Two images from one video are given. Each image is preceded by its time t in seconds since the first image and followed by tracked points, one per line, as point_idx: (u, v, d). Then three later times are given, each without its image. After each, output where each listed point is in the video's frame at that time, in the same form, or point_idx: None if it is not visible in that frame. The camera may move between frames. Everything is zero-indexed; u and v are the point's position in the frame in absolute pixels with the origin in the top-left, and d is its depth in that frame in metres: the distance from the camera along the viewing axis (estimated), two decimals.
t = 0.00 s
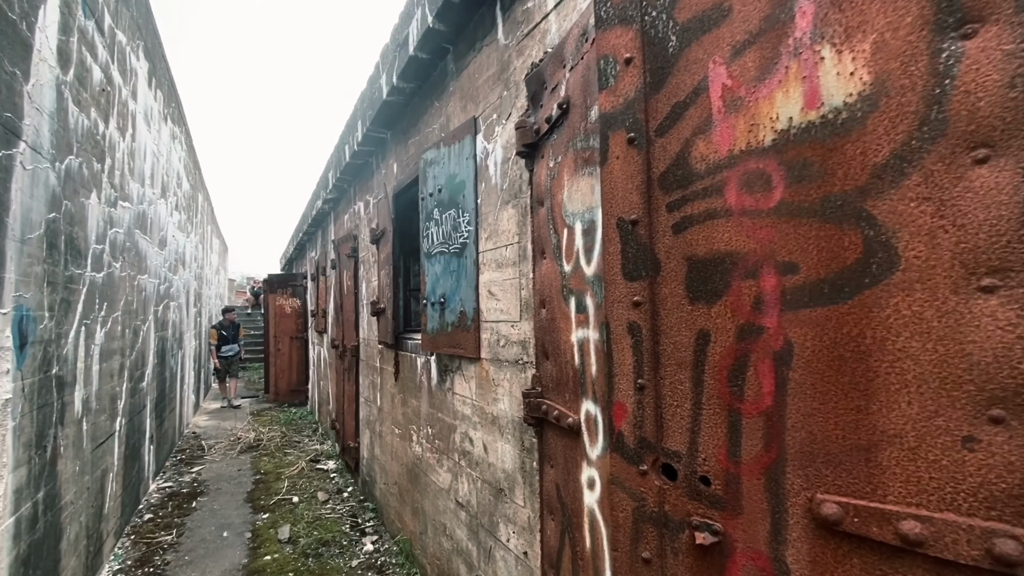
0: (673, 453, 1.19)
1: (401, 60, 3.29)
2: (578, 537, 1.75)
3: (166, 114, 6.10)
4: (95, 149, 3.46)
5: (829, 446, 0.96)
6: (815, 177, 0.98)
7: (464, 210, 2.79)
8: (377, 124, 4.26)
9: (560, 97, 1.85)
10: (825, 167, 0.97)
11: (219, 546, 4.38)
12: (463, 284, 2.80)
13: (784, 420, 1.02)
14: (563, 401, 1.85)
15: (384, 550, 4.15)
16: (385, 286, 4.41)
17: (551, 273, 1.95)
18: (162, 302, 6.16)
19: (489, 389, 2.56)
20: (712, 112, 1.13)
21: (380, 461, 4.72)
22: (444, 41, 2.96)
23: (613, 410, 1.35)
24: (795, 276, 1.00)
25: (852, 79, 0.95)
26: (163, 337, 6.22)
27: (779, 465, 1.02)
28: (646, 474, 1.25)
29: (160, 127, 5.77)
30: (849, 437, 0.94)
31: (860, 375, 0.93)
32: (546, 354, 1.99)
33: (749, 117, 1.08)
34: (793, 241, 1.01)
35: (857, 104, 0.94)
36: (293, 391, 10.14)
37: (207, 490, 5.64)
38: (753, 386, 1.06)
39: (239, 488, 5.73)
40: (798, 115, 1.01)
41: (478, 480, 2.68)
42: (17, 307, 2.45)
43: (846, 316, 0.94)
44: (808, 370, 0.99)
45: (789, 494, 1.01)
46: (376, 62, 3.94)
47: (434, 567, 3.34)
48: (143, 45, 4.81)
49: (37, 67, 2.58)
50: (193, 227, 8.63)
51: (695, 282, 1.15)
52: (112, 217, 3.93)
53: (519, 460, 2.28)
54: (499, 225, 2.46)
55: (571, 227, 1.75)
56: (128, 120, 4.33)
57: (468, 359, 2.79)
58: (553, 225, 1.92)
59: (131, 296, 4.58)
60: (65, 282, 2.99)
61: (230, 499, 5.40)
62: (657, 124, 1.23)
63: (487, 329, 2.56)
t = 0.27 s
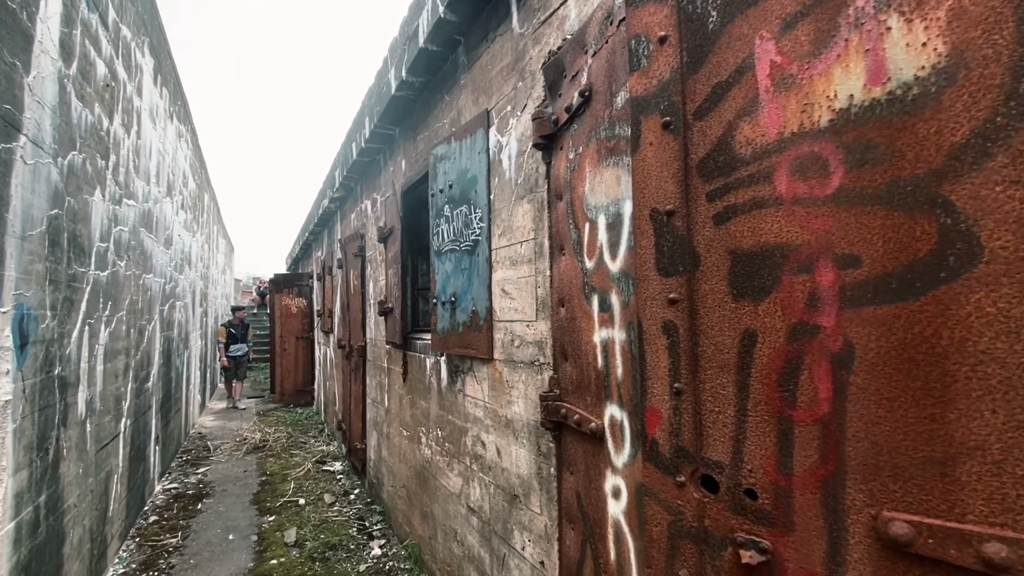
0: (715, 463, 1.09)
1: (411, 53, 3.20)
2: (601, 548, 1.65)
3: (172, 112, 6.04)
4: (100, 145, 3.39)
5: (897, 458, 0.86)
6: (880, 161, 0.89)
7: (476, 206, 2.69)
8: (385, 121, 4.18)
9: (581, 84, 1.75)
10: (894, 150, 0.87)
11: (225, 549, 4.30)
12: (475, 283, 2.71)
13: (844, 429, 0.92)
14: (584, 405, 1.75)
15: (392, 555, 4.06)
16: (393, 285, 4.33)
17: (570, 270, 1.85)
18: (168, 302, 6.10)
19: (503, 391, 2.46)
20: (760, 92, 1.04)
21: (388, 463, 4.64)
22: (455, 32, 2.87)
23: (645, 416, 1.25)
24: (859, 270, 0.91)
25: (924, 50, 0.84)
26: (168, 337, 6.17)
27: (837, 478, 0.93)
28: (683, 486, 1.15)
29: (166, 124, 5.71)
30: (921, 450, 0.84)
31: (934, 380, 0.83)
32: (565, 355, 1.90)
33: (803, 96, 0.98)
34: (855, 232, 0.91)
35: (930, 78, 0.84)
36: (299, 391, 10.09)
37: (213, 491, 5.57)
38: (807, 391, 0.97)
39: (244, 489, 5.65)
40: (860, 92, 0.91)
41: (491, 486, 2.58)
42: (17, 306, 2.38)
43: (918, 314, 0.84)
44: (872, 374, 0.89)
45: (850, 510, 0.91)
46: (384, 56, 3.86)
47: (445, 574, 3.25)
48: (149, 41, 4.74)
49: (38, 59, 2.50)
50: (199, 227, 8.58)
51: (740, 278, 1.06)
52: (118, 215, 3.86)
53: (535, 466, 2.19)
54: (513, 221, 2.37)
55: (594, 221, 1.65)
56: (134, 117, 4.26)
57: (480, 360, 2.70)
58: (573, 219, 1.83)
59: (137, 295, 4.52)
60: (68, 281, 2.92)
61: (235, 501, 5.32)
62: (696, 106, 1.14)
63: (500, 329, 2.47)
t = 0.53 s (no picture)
0: (770, 475, 0.99)
1: (420, 44, 3.10)
2: (629, 561, 1.55)
3: (177, 110, 5.97)
4: (103, 140, 3.31)
5: (989, 472, 0.75)
6: (968, 137, 0.78)
7: (489, 200, 2.59)
8: (393, 116, 4.09)
9: (606, 68, 1.65)
10: (985, 124, 0.76)
11: (231, 553, 4.21)
12: (488, 281, 2.60)
13: (924, 438, 0.82)
14: (609, 409, 1.65)
15: (400, 559, 3.97)
16: (401, 284, 4.23)
17: (592, 265, 1.75)
18: (172, 301, 6.03)
19: (518, 393, 2.36)
20: (822, 65, 0.94)
21: (395, 465, 4.55)
22: (467, 21, 2.78)
23: (687, 422, 1.16)
24: (943, 260, 0.80)
25: None
26: (173, 337, 6.09)
27: (916, 493, 0.82)
28: (731, 499, 1.05)
29: (170, 122, 5.64)
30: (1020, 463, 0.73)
31: None
32: (587, 356, 1.80)
33: (873, 68, 0.88)
34: (939, 215, 0.81)
35: None
36: (304, 391, 10.03)
37: (218, 492, 5.49)
38: (879, 395, 0.86)
39: (250, 491, 5.55)
40: (942, 60, 0.80)
41: (505, 491, 2.49)
42: (16, 304, 2.30)
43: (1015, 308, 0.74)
44: (959, 377, 0.78)
45: (931, 531, 0.80)
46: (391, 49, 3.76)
47: None
48: (153, 36, 4.67)
49: (37, 49, 2.42)
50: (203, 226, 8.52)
51: (797, 271, 0.96)
52: (122, 212, 3.79)
53: (554, 471, 2.09)
54: (528, 215, 2.26)
55: (621, 213, 1.55)
56: (138, 113, 4.17)
57: (493, 360, 2.59)
58: (596, 211, 1.72)
59: (141, 293, 4.44)
60: (70, 279, 2.84)
61: (241, 503, 5.21)
62: (745, 83, 1.04)
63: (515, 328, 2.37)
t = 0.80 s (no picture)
0: (849, 500, 0.87)
1: (432, 36, 2.99)
2: None
3: (183, 108, 5.89)
4: (106, 137, 3.22)
5: None
6: None
7: (505, 196, 2.48)
8: (402, 111, 3.98)
9: (639, 52, 1.54)
10: None
11: (237, 559, 4.10)
12: (505, 280, 2.49)
13: None
14: (643, 418, 1.54)
15: (410, 566, 3.87)
16: (411, 284, 4.13)
17: (623, 264, 1.63)
18: (178, 302, 5.95)
19: (537, 398, 2.25)
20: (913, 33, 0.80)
21: (404, 469, 4.44)
22: (482, 11, 2.67)
23: (747, 437, 1.05)
24: None
25: None
26: (179, 338, 6.02)
27: None
28: (801, 524, 0.94)
29: (176, 120, 5.56)
30: None
31: None
32: (617, 360, 1.68)
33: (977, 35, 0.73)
34: None
35: None
36: (311, 392, 9.96)
37: (223, 495, 5.40)
38: (983, 408, 0.72)
39: (256, 495, 5.43)
40: None
41: (523, 501, 2.37)
42: (14, 305, 2.20)
43: None
44: None
45: None
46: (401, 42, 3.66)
47: None
48: (158, 32, 4.58)
49: (36, 40, 2.32)
50: (209, 226, 8.45)
51: (882, 267, 0.84)
52: (126, 211, 3.69)
53: (577, 481, 1.97)
54: (549, 211, 2.15)
55: (658, 207, 1.43)
56: (142, 110, 4.07)
57: (510, 364, 2.48)
58: (626, 206, 1.60)
59: (146, 294, 4.35)
60: (71, 279, 2.75)
61: (248, 507, 5.10)
62: (816, 58, 0.92)
63: (534, 330, 2.26)
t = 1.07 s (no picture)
0: (944, 527, 0.75)
1: (443, 23, 2.87)
2: None
3: (188, 103, 5.79)
4: (110, 130, 3.11)
5: None
6: None
7: (520, 188, 2.36)
8: (410, 104, 3.86)
9: (674, 27, 1.41)
10: None
11: (243, 562, 3.99)
12: (520, 277, 2.37)
13: None
14: (678, 424, 1.42)
15: (419, 571, 3.76)
16: (419, 281, 4.01)
17: (653, 257, 1.51)
18: (183, 300, 5.86)
19: (555, 401, 2.13)
20: None
21: (413, 471, 4.33)
22: None
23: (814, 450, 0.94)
24: None
25: None
26: (184, 337, 5.93)
27: None
28: (881, 552, 0.82)
29: (181, 115, 5.46)
30: None
31: None
32: (646, 362, 1.56)
33: None
34: None
35: None
36: (317, 391, 9.88)
37: (229, 496, 5.30)
38: None
39: (263, 496, 5.33)
40: None
41: (540, 508, 2.25)
42: (11, 302, 2.08)
43: None
44: None
45: None
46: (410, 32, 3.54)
47: None
48: (162, 25, 4.47)
49: (35, 26, 2.21)
50: (215, 224, 8.37)
51: (986, 256, 0.71)
52: (130, 207, 3.59)
53: (601, 489, 1.85)
54: (569, 203, 2.03)
55: (696, 195, 1.31)
56: (145, 104, 3.92)
57: (525, 364, 2.36)
58: (658, 195, 1.48)
59: (150, 291, 4.25)
60: (73, 276, 2.63)
61: (254, 508, 4.98)
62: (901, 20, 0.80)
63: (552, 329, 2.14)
